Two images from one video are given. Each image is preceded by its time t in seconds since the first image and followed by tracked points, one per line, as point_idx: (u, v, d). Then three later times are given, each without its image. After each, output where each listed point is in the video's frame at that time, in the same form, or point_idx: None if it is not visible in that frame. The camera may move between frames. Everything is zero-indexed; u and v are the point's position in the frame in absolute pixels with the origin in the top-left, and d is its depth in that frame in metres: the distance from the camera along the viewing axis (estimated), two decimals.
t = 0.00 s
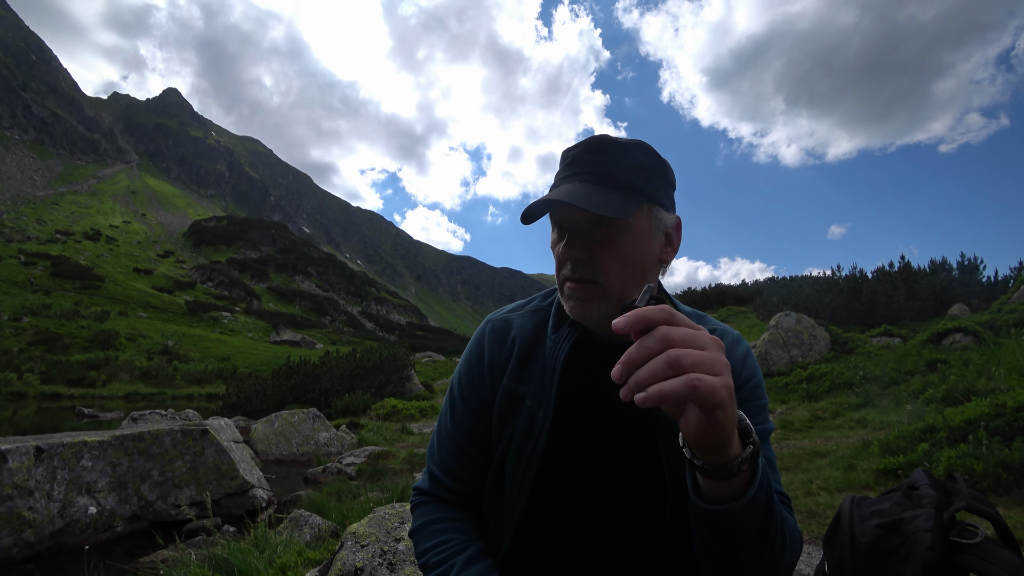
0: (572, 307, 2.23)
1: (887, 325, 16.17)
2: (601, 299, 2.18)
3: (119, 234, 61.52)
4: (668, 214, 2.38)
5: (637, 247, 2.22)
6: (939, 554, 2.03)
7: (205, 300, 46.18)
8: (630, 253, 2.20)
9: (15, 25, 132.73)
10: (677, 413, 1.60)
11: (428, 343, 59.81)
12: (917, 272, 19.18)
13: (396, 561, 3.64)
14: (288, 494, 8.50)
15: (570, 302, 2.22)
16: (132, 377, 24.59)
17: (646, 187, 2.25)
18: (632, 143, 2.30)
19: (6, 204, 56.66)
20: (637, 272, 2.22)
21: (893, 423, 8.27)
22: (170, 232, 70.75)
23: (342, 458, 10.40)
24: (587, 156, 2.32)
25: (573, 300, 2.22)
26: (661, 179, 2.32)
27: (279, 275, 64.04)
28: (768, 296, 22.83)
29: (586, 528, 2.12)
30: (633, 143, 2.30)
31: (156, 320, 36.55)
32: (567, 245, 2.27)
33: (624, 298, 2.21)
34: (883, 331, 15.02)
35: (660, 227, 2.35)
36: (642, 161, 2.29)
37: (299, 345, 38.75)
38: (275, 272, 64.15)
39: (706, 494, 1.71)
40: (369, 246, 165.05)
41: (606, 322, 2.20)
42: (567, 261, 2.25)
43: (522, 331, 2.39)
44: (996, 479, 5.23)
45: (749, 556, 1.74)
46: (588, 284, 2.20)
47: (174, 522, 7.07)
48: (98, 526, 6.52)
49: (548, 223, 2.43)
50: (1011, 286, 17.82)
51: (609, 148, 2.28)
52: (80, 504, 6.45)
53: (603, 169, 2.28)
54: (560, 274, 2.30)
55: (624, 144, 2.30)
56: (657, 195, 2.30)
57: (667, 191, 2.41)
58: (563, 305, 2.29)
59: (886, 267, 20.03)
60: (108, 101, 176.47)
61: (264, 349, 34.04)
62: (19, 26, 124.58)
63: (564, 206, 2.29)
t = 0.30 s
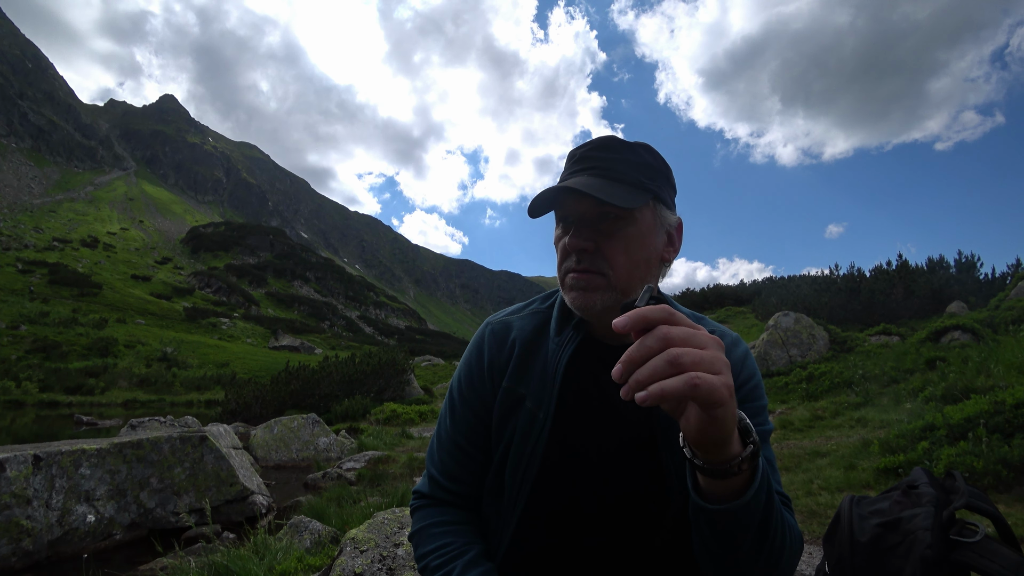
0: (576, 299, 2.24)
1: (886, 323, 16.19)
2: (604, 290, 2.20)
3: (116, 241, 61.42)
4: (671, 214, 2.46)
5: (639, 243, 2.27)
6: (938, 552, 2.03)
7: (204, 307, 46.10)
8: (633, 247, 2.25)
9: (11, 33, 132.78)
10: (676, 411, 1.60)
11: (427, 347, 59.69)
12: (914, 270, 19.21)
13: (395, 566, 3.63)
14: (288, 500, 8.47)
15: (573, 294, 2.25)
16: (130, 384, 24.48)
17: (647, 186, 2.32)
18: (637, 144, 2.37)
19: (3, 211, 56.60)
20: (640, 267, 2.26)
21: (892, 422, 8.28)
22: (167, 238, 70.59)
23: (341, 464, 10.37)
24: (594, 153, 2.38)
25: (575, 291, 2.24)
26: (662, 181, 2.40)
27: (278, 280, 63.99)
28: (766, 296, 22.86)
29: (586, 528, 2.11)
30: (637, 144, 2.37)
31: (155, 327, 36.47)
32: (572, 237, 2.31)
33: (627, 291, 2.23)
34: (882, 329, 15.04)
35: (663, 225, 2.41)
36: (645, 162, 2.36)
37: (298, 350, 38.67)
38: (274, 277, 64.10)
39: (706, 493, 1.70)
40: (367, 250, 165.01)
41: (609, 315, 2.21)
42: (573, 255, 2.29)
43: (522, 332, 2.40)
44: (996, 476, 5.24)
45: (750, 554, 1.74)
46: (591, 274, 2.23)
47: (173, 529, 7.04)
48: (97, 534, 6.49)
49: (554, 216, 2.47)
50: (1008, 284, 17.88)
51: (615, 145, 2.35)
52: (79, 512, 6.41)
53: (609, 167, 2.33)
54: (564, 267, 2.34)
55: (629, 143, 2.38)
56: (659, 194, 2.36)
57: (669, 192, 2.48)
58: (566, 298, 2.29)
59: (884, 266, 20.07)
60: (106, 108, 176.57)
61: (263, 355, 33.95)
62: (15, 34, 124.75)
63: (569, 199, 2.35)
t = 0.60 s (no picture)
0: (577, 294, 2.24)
1: (886, 320, 16.16)
2: (605, 286, 2.21)
3: (116, 247, 61.39)
4: (672, 215, 2.47)
5: (642, 240, 2.27)
6: (937, 550, 2.03)
7: (204, 311, 46.10)
8: (635, 243, 2.26)
9: (8, 41, 133.00)
10: (676, 410, 1.59)
11: (428, 350, 59.66)
12: (914, 266, 19.20)
13: (395, 568, 3.62)
14: (290, 504, 8.46)
15: (574, 289, 2.25)
16: (131, 390, 24.45)
17: (650, 184, 2.33)
18: (640, 143, 2.38)
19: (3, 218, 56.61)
20: (641, 264, 2.27)
21: (894, 418, 8.26)
22: (167, 243, 70.59)
23: (342, 467, 10.37)
24: (597, 150, 2.39)
25: (577, 286, 2.25)
26: (665, 181, 2.41)
27: (278, 284, 64.03)
28: (766, 294, 22.85)
29: (585, 529, 2.10)
30: (640, 143, 2.38)
31: (155, 332, 36.47)
32: (574, 231, 2.31)
33: (628, 288, 2.24)
34: (882, 325, 15.02)
35: (664, 225, 2.42)
36: (648, 161, 2.38)
37: (298, 354, 38.65)
38: (274, 282, 64.13)
39: (705, 492, 1.70)
40: (366, 254, 164.96)
41: (612, 313, 2.21)
42: (575, 249, 2.29)
43: (520, 334, 2.40)
44: (998, 471, 5.22)
45: (750, 554, 1.74)
46: (593, 269, 2.23)
47: (175, 535, 7.03)
48: (99, 540, 6.48)
49: (555, 213, 2.49)
50: (1008, 278, 17.87)
51: (617, 144, 2.35)
52: (81, 518, 6.40)
53: (612, 163, 2.34)
54: (565, 262, 2.34)
55: (632, 143, 2.39)
56: (661, 193, 2.38)
57: (670, 193, 2.49)
58: (567, 293, 2.29)
59: (883, 262, 20.07)
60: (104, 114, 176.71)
61: (264, 359, 33.93)
62: (12, 41, 124.92)
63: (572, 195, 2.36)
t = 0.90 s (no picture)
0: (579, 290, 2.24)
1: (886, 319, 16.15)
2: (606, 282, 2.21)
3: (116, 250, 61.43)
4: (675, 216, 2.47)
5: (645, 237, 2.27)
6: (939, 547, 2.03)
7: (204, 315, 46.11)
8: (638, 241, 2.26)
9: (8, 45, 133.21)
10: (679, 414, 1.59)
11: (428, 352, 59.63)
12: (914, 265, 19.20)
13: (396, 570, 3.61)
14: (291, 507, 8.45)
15: (575, 285, 2.25)
16: (132, 394, 24.43)
17: (653, 184, 2.34)
18: (644, 144, 2.39)
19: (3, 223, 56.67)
20: (644, 261, 2.27)
21: (894, 416, 8.27)
22: (167, 247, 70.64)
23: (344, 469, 10.36)
24: (601, 148, 2.41)
25: (578, 282, 2.24)
26: (668, 182, 2.43)
27: (278, 287, 64.05)
28: (766, 294, 22.84)
29: (586, 529, 2.10)
30: (645, 144, 2.39)
31: (155, 336, 36.45)
32: (576, 226, 2.32)
33: (630, 285, 2.23)
34: (883, 324, 15.02)
35: (668, 226, 2.42)
36: (652, 161, 2.40)
37: (299, 356, 38.63)
38: (274, 284, 64.14)
39: (708, 495, 1.70)
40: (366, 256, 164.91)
41: (613, 310, 2.20)
42: (577, 244, 2.29)
43: (521, 335, 2.40)
44: (1000, 469, 5.22)
45: (752, 556, 1.74)
46: (595, 265, 2.24)
47: (177, 538, 7.03)
48: (100, 545, 6.46)
49: (559, 210, 2.51)
50: (1008, 277, 17.85)
51: (622, 142, 2.37)
52: (81, 523, 6.39)
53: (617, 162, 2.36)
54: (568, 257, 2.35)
55: (637, 144, 2.41)
56: (665, 194, 2.39)
57: (674, 195, 2.50)
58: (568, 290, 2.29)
59: (882, 261, 20.06)
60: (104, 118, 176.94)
61: (264, 362, 33.91)
62: (11, 46, 125.16)
63: (574, 191, 2.38)
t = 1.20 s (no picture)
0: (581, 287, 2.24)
1: (886, 322, 16.14)
2: (609, 280, 2.22)
3: (116, 250, 61.47)
4: (680, 219, 2.48)
5: (649, 237, 2.29)
6: (934, 547, 2.04)
7: (204, 315, 46.13)
8: (642, 240, 2.27)
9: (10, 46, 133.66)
10: (681, 414, 1.59)
11: (427, 353, 59.57)
12: (913, 268, 19.19)
13: (394, 570, 3.62)
14: (290, 508, 8.45)
15: (577, 282, 2.25)
16: (131, 394, 24.41)
17: (659, 185, 2.35)
18: (651, 145, 2.41)
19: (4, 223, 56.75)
20: (648, 262, 2.28)
21: (893, 420, 8.26)
22: (167, 247, 70.69)
23: (343, 470, 10.36)
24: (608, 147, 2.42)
25: (580, 279, 2.25)
26: (673, 184, 2.44)
27: (278, 288, 64.06)
28: (765, 296, 22.85)
29: (585, 528, 2.11)
30: (652, 145, 2.41)
31: (155, 336, 36.44)
32: (581, 223, 2.33)
33: (633, 284, 2.24)
34: (882, 327, 15.03)
35: (672, 228, 2.43)
36: (658, 162, 2.41)
37: (299, 357, 38.62)
38: (274, 285, 64.16)
39: (709, 497, 1.71)
40: (366, 257, 164.85)
41: (615, 306, 2.21)
42: (581, 242, 2.31)
43: (523, 335, 2.40)
44: (998, 472, 5.23)
45: (751, 558, 1.74)
46: (598, 263, 2.24)
47: (175, 537, 7.03)
48: (98, 544, 6.46)
49: (564, 209, 2.52)
50: (1007, 280, 17.85)
51: (627, 142, 2.39)
52: (80, 521, 6.39)
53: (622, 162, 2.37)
54: (570, 255, 2.36)
55: (644, 144, 2.43)
56: (670, 195, 2.40)
57: (679, 198, 2.52)
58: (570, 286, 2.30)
59: (882, 264, 20.05)
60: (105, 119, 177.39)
61: (264, 363, 33.89)
62: (14, 47, 125.52)
63: (579, 190, 2.40)
